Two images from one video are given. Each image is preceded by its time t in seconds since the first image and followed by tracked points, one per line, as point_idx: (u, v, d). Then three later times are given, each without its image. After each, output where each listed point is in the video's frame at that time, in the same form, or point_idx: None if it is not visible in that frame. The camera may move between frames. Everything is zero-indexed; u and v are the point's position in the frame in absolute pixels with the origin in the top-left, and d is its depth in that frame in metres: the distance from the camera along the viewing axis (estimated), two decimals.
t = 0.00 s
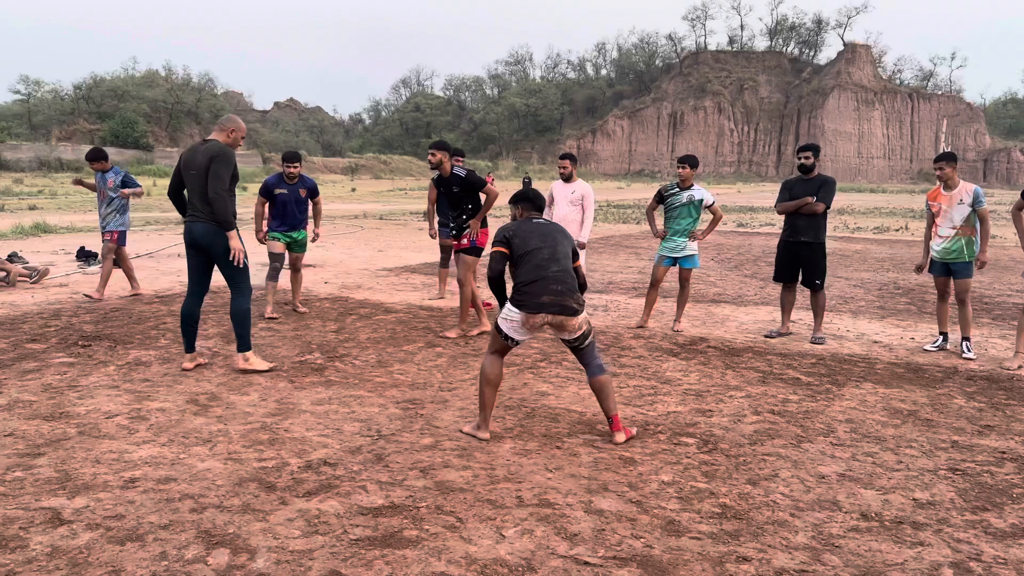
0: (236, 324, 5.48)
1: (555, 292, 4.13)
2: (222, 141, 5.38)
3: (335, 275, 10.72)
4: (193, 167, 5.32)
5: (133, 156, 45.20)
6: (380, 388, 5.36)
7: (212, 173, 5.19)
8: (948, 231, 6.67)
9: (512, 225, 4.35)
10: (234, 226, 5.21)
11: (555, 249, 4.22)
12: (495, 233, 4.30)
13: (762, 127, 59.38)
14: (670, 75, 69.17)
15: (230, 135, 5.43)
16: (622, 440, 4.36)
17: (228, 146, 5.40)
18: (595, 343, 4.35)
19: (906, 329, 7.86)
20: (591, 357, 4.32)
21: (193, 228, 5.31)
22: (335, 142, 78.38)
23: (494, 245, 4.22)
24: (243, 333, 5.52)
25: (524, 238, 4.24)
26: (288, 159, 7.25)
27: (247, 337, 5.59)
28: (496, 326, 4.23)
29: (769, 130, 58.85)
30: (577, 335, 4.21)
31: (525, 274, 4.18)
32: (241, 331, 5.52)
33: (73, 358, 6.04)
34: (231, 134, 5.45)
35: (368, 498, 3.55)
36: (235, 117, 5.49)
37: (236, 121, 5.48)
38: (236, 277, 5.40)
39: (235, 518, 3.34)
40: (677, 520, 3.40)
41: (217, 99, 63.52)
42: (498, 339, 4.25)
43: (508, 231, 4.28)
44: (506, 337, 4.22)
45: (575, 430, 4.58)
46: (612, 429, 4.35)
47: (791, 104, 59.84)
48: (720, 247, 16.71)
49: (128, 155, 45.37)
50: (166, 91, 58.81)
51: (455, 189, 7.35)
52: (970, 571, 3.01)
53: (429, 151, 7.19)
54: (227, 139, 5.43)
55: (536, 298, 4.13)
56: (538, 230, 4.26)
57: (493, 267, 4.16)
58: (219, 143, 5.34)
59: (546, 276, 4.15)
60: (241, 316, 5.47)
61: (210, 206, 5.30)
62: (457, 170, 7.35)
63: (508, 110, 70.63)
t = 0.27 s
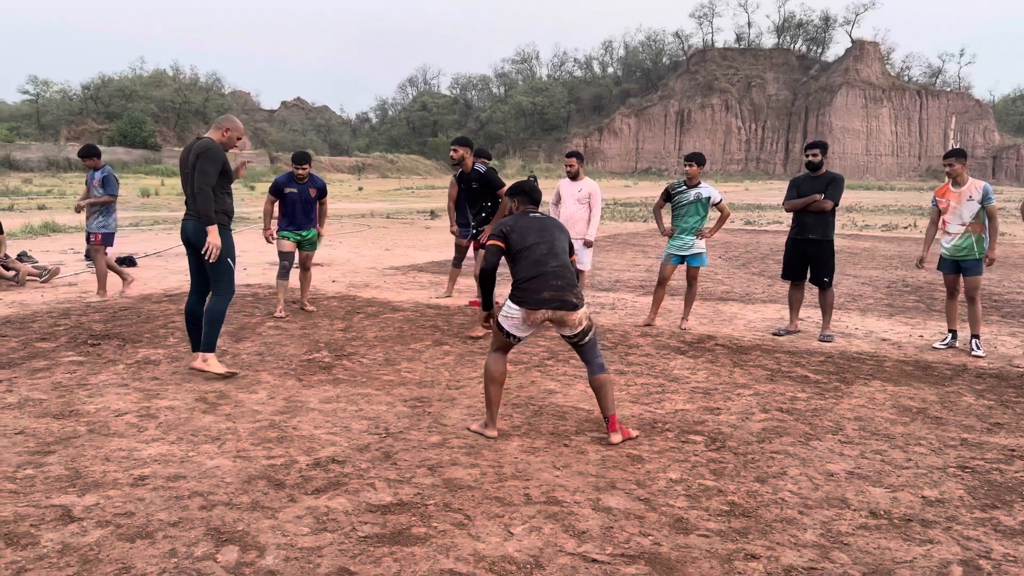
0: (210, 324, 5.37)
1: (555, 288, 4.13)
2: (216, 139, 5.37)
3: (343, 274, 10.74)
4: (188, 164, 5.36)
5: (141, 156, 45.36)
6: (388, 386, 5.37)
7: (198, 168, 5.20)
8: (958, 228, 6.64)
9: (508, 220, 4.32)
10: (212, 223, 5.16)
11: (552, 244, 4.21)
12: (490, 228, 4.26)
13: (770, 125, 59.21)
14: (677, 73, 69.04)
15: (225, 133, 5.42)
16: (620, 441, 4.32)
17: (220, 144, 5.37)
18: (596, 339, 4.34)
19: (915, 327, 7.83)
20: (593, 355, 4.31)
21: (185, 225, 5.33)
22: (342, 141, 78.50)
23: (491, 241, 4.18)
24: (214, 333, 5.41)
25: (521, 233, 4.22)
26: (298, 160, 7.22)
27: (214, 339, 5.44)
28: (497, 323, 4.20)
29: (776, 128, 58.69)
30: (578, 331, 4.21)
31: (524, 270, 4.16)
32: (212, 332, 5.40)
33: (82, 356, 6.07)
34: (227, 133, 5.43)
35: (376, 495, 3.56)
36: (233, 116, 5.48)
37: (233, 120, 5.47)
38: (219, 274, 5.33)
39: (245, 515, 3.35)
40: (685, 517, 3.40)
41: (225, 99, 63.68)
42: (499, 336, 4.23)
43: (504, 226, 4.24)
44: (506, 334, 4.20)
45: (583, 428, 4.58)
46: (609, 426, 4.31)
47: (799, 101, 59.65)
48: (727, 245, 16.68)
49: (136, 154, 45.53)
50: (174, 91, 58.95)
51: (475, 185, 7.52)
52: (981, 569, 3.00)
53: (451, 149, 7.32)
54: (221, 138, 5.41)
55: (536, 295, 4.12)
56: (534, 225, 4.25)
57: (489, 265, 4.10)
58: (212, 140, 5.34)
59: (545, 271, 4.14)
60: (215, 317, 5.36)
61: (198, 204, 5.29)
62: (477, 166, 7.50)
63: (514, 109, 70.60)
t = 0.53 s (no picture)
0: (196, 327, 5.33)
1: (560, 285, 4.13)
2: (215, 138, 5.26)
3: (346, 272, 10.75)
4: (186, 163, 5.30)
5: (145, 156, 45.48)
6: (392, 383, 5.38)
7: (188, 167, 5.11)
8: (963, 223, 6.62)
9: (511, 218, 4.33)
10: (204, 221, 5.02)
11: (556, 242, 4.22)
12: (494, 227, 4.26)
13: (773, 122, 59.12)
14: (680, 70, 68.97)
15: (225, 133, 5.31)
16: (623, 439, 4.31)
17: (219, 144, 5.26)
18: (601, 336, 4.33)
19: (919, 324, 7.82)
20: (597, 354, 4.29)
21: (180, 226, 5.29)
22: (345, 140, 78.55)
23: (496, 239, 4.18)
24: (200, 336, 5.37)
25: (525, 231, 4.22)
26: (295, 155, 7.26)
27: (202, 343, 5.40)
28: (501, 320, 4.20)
29: (780, 125, 58.59)
30: (582, 328, 4.22)
31: (529, 268, 4.16)
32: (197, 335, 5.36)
33: (87, 356, 6.09)
34: (227, 133, 5.34)
35: (381, 493, 3.56)
36: (234, 116, 5.37)
37: (234, 120, 5.36)
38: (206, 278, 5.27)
39: (249, 513, 3.36)
40: (689, 514, 3.40)
41: (228, 98, 63.77)
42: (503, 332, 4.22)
43: (507, 224, 4.25)
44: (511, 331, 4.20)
45: (587, 425, 4.58)
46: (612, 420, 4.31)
47: (802, 98, 59.54)
48: (731, 242, 16.66)
49: (140, 154, 45.62)
50: (177, 91, 58.98)
51: (487, 181, 7.51)
52: (984, 565, 3.00)
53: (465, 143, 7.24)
54: (220, 137, 5.30)
55: (542, 292, 4.12)
56: (537, 223, 4.26)
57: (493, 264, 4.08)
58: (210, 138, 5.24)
59: (549, 268, 4.14)
60: (200, 322, 5.31)
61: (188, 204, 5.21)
62: (491, 163, 7.44)
63: (517, 107, 70.60)
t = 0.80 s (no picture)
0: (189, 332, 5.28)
1: (570, 288, 4.13)
2: (216, 138, 5.25)
3: (346, 271, 10.76)
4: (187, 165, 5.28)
5: (144, 156, 45.49)
6: (393, 382, 5.39)
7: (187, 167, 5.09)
8: (961, 220, 6.62)
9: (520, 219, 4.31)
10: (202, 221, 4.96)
11: (565, 243, 4.21)
12: (504, 228, 4.24)
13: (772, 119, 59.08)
14: (679, 67, 68.94)
15: (227, 133, 5.30)
16: (623, 435, 4.31)
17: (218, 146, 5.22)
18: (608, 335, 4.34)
19: (918, 320, 7.82)
20: (604, 350, 4.30)
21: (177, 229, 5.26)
22: (345, 139, 78.53)
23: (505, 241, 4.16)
24: (193, 341, 5.31)
25: (535, 233, 4.20)
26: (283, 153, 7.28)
27: (195, 348, 5.34)
28: (510, 322, 4.20)
29: (779, 122, 58.58)
30: (591, 329, 4.23)
31: (539, 270, 4.15)
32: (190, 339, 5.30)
33: (88, 355, 6.10)
34: (228, 133, 5.32)
35: (381, 491, 3.57)
36: (236, 117, 5.36)
37: (236, 121, 5.35)
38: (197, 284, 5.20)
39: (250, 511, 3.37)
40: (689, 510, 3.40)
41: (227, 98, 63.75)
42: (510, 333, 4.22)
43: (517, 226, 4.23)
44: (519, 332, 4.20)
45: (587, 422, 4.59)
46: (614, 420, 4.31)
47: (801, 95, 59.49)
48: (730, 239, 16.67)
49: (139, 154, 45.62)
50: (176, 90, 58.89)
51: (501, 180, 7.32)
52: (984, 560, 3.01)
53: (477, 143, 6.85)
54: (221, 138, 5.30)
55: (552, 295, 4.12)
56: (547, 225, 4.24)
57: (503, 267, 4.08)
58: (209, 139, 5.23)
59: (559, 271, 4.14)
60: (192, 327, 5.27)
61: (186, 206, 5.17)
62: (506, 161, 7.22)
63: (517, 105, 70.58)
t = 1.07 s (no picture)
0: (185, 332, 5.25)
1: (602, 286, 4.14)
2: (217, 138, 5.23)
3: (343, 269, 10.75)
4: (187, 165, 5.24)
5: (140, 155, 45.38)
6: (389, 380, 5.39)
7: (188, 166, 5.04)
8: (955, 217, 6.64)
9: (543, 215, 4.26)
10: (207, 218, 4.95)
11: (591, 241, 4.21)
12: (528, 224, 4.18)
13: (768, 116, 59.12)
14: (675, 65, 68.95)
15: (229, 133, 5.28)
16: (620, 432, 4.32)
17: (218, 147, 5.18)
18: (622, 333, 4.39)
19: (914, 316, 7.83)
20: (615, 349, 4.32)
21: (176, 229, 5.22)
22: (340, 137, 78.42)
23: (533, 237, 4.10)
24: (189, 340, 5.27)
25: (561, 230, 4.17)
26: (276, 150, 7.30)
27: (190, 348, 5.32)
28: (537, 321, 4.16)
29: (775, 119, 58.62)
30: (616, 327, 4.26)
31: (568, 269, 4.13)
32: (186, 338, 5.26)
33: (84, 355, 6.09)
34: (231, 133, 5.32)
35: (378, 489, 3.57)
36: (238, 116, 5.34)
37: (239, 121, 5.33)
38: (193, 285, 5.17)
39: (247, 510, 3.37)
40: (686, 507, 3.41)
41: (222, 96, 63.59)
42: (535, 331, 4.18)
43: (541, 222, 4.18)
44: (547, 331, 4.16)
45: (584, 419, 4.59)
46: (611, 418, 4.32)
47: (797, 92, 59.52)
48: (726, 237, 16.68)
49: (135, 153, 45.49)
50: (171, 88, 58.71)
51: (505, 180, 6.87)
52: (980, 554, 3.02)
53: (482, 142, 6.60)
54: (224, 136, 5.29)
55: (582, 294, 4.11)
56: (572, 221, 4.22)
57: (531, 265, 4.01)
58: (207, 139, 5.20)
59: (588, 269, 4.13)
60: (188, 328, 5.24)
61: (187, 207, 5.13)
62: (510, 160, 6.82)
63: (513, 103, 70.54)
